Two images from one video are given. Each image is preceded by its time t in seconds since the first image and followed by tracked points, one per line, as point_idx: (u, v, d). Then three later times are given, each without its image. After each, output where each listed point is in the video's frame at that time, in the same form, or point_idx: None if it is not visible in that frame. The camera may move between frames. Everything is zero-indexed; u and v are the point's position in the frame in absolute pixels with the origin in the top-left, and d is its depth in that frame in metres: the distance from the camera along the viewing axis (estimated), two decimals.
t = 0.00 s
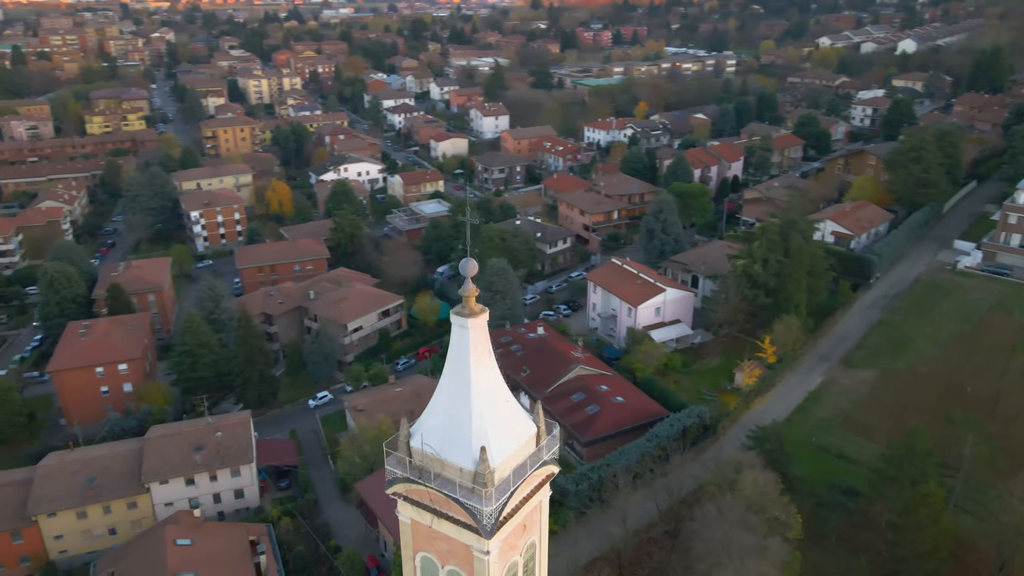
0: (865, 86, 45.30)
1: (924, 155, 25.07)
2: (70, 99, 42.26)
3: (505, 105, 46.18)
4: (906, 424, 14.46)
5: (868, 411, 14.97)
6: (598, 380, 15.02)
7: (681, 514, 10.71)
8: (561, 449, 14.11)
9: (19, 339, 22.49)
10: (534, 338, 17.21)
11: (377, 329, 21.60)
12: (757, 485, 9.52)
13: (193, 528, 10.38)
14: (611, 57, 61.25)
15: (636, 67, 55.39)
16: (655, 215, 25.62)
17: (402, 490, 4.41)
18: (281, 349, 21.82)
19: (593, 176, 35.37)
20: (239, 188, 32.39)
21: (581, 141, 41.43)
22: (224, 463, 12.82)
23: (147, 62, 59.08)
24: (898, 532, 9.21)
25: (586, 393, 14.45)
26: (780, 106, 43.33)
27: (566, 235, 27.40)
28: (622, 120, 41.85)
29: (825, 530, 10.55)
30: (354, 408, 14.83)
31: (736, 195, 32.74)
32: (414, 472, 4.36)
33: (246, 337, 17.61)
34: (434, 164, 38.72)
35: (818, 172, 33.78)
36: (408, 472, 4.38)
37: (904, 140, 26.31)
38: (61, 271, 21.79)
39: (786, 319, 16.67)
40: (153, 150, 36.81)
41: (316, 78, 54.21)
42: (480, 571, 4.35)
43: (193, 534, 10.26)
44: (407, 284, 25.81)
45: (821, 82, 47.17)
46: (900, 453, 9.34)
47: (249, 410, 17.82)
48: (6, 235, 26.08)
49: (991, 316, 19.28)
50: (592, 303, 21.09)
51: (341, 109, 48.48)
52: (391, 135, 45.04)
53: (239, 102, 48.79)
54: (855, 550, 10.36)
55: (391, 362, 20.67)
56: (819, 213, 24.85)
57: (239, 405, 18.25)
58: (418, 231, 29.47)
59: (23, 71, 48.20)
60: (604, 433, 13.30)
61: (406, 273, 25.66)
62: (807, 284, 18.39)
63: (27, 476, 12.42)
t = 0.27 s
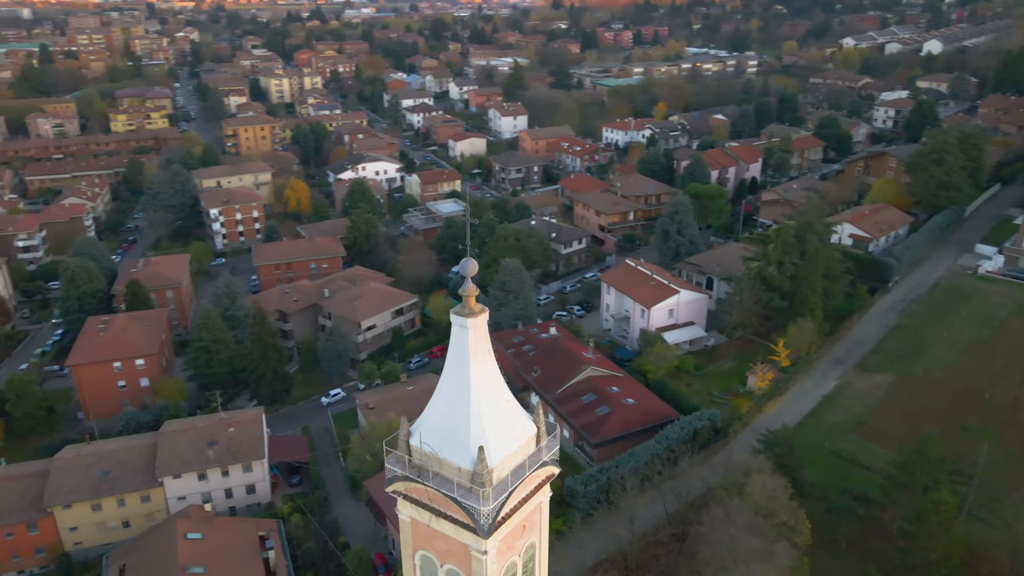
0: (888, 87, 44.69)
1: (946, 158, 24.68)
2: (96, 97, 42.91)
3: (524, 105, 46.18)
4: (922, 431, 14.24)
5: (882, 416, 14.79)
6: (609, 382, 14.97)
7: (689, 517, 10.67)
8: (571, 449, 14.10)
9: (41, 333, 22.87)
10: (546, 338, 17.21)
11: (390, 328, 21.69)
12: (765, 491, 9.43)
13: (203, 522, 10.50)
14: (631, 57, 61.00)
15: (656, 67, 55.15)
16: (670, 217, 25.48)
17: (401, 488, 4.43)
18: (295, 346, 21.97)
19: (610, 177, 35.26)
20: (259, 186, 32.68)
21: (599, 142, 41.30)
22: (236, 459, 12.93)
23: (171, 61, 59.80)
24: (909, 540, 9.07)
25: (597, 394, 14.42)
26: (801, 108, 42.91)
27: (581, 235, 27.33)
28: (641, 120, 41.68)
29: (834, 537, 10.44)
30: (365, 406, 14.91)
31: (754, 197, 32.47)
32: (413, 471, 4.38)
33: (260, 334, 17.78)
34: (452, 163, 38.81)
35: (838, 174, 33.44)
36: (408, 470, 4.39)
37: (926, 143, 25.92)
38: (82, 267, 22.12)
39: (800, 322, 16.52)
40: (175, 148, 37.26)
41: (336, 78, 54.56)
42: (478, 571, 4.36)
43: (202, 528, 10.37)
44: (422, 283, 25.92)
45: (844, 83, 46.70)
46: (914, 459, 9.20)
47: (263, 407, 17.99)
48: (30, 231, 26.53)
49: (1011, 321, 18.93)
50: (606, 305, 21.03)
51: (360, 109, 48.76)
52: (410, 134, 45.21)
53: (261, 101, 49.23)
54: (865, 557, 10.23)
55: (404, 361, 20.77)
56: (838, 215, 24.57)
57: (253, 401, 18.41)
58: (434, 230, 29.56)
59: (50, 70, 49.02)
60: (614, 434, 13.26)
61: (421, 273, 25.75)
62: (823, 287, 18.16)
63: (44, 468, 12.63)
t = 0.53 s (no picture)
0: (913, 89, 44.06)
1: (968, 160, 24.27)
2: (120, 95, 43.53)
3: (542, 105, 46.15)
4: (938, 437, 14.05)
5: (897, 422, 14.61)
6: (620, 383, 14.93)
7: (696, 521, 10.62)
8: (580, 450, 14.08)
9: (62, 328, 23.23)
10: (559, 339, 17.20)
11: (403, 327, 21.77)
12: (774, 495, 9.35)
13: (214, 516, 10.60)
14: (651, 58, 60.75)
15: (676, 68, 54.87)
16: (685, 218, 25.33)
17: (401, 487, 4.45)
18: (309, 343, 22.13)
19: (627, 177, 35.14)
20: (277, 184, 32.95)
21: (618, 142, 41.17)
22: (248, 455, 13.05)
23: (195, 60, 60.51)
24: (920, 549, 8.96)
25: (607, 396, 14.39)
26: (823, 109, 42.45)
27: (596, 236, 27.26)
28: (660, 121, 41.48)
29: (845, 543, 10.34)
30: (376, 404, 14.99)
31: (772, 199, 32.19)
32: (412, 469, 4.40)
33: (274, 331, 17.94)
34: (470, 163, 38.89)
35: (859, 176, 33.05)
36: (407, 468, 4.42)
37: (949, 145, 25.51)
38: (102, 263, 22.45)
39: (815, 326, 16.34)
40: (197, 146, 37.70)
41: (356, 77, 54.90)
42: (475, 571, 4.37)
43: (213, 522, 10.48)
44: (437, 283, 26.01)
45: (867, 84, 46.10)
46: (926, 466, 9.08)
47: (276, 403, 18.16)
48: (53, 227, 26.98)
49: None
50: (619, 306, 20.97)
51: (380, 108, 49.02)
52: (428, 134, 45.36)
53: (282, 100, 49.65)
54: (876, 565, 10.12)
55: (417, 360, 20.86)
56: (856, 218, 24.28)
57: (267, 398, 18.57)
58: (449, 230, 29.64)
59: (77, 68, 49.79)
60: (623, 436, 13.23)
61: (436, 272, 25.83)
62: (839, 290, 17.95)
63: (61, 461, 12.84)
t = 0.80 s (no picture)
0: (937, 90, 43.38)
1: (990, 163, 23.85)
2: (144, 94, 44.11)
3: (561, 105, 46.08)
4: (953, 444, 13.85)
5: (912, 428, 14.43)
6: (631, 385, 14.86)
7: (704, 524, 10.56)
8: (590, 452, 14.05)
9: (83, 322, 23.58)
10: (571, 340, 17.15)
11: (416, 325, 21.85)
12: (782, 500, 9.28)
13: (224, 511, 10.71)
14: (672, 58, 60.44)
15: (697, 68, 54.55)
16: (701, 219, 25.17)
17: (401, 485, 4.48)
18: (323, 341, 22.29)
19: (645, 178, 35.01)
20: (296, 182, 33.18)
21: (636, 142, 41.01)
22: (259, 450, 13.17)
23: (218, 59, 61.14)
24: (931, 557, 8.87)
25: (618, 397, 14.34)
26: (844, 111, 41.97)
27: (611, 236, 27.16)
28: (678, 121, 41.28)
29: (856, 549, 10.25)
30: (387, 402, 15.06)
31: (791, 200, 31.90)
32: (411, 468, 4.42)
33: (288, 328, 18.08)
34: (487, 163, 38.93)
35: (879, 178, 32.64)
36: (406, 467, 4.44)
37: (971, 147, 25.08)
38: (122, 259, 22.77)
39: (829, 329, 16.17)
40: (218, 144, 38.09)
41: (376, 76, 55.18)
42: (473, 570, 4.37)
43: (224, 517, 10.59)
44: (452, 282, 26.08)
45: (891, 85, 45.47)
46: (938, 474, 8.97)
47: (290, 400, 18.32)
48: (76, 223, 27.39)
49: None
50: (633, 307, 20.89)
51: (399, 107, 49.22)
52: (446, 133, 45.47)
53: (302, 99, 50.05)
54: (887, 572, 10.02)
55: (430, 359, 20.92)
56: (875, 221, 23.97)
57: (281, 394, 18.73)
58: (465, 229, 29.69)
59: (102, 67, 50.54)
60: (633, 438, 13.18)
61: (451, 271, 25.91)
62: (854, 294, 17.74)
63: (77, 453, 13.04)
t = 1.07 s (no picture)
0: (963, 92, 42.69)
1: (1014, 166, 23.43)
2: (167, 93, 44.69)
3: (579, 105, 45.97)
4: (970, 451, 13.65)
5: (927, 434, 14.24)
6: (642, 386, 14.81)
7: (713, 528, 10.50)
8: (600, 453, 14.01)
9: (103, 316, 23.92)
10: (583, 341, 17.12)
11: (429, 324, 21.92)
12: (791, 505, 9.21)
13: (235, 506, 10.83)
14: (692, 58, 60.09)
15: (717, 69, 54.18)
16: (716, 221, 25.01)
17: (401, 483, 4.50)
18: (337, 339, 22.43)
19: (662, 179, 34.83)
20: (314, 181, 33.41)
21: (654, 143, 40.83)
22: (271, 446, 13.29)
23: (240, 58, 61.78)
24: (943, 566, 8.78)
25: (628, 398, 14.29)
26: (867, 112, 41.44)
27: (626, 237, 27.06)
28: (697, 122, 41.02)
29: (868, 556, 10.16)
30: (398, 400, 15.14)
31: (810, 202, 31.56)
32: (411, 466, 4.44)
33: (301, 325, 18.22)
34: (505, 162, 38.95)
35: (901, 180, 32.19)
36: (407, 465, 4.46)
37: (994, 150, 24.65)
38: (141, 255, 23.08)
39: (845, 333, 16.00)
40: (238, 142, 38.47)
41: (396, 76, 55.42)
42: (471, 570, 4.39)
43: (234, 512, 10.70)
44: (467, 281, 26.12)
45: (915, 86, 44.81)
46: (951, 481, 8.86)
47: (303, 397, 18.47)
48: (98, 219, 27.79)
49: None
50: (646, 308, 20.80)
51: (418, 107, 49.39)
52: (465, 133, 45.55)
53: (323, 98, 50.40)
54: None
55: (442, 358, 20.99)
56: (895, 223, 23.64)
57: (294, 391, 18.89)
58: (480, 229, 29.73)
59: (128, 66, 51.31)
60: (643, 440, 13.13)
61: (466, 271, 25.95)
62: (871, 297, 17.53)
63: (93, 447, 13.26)
